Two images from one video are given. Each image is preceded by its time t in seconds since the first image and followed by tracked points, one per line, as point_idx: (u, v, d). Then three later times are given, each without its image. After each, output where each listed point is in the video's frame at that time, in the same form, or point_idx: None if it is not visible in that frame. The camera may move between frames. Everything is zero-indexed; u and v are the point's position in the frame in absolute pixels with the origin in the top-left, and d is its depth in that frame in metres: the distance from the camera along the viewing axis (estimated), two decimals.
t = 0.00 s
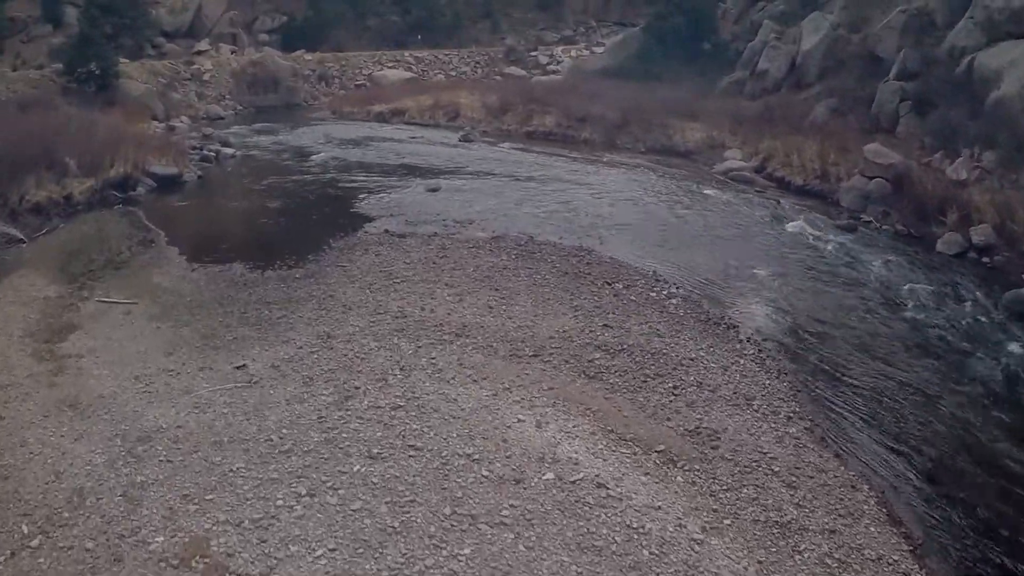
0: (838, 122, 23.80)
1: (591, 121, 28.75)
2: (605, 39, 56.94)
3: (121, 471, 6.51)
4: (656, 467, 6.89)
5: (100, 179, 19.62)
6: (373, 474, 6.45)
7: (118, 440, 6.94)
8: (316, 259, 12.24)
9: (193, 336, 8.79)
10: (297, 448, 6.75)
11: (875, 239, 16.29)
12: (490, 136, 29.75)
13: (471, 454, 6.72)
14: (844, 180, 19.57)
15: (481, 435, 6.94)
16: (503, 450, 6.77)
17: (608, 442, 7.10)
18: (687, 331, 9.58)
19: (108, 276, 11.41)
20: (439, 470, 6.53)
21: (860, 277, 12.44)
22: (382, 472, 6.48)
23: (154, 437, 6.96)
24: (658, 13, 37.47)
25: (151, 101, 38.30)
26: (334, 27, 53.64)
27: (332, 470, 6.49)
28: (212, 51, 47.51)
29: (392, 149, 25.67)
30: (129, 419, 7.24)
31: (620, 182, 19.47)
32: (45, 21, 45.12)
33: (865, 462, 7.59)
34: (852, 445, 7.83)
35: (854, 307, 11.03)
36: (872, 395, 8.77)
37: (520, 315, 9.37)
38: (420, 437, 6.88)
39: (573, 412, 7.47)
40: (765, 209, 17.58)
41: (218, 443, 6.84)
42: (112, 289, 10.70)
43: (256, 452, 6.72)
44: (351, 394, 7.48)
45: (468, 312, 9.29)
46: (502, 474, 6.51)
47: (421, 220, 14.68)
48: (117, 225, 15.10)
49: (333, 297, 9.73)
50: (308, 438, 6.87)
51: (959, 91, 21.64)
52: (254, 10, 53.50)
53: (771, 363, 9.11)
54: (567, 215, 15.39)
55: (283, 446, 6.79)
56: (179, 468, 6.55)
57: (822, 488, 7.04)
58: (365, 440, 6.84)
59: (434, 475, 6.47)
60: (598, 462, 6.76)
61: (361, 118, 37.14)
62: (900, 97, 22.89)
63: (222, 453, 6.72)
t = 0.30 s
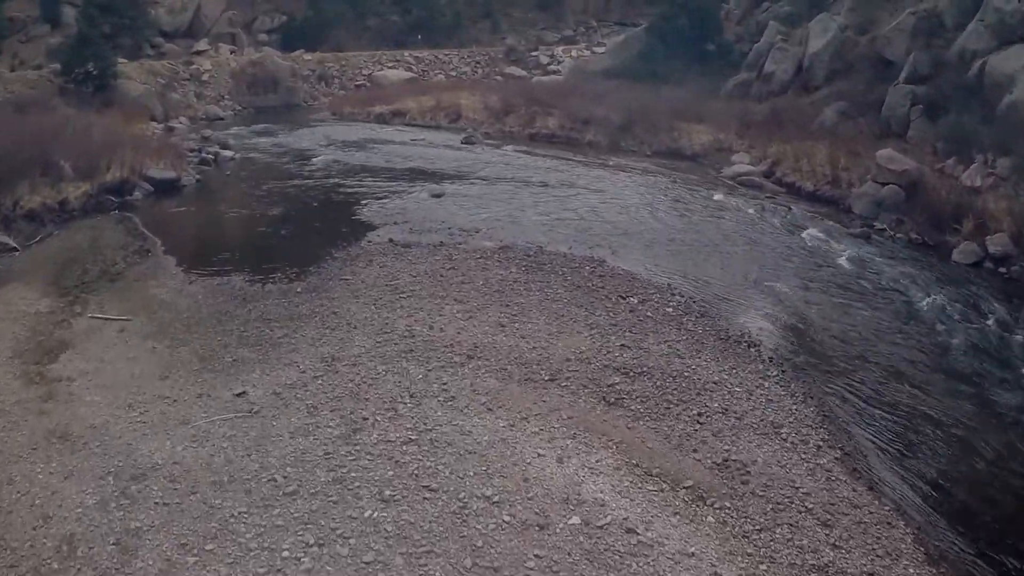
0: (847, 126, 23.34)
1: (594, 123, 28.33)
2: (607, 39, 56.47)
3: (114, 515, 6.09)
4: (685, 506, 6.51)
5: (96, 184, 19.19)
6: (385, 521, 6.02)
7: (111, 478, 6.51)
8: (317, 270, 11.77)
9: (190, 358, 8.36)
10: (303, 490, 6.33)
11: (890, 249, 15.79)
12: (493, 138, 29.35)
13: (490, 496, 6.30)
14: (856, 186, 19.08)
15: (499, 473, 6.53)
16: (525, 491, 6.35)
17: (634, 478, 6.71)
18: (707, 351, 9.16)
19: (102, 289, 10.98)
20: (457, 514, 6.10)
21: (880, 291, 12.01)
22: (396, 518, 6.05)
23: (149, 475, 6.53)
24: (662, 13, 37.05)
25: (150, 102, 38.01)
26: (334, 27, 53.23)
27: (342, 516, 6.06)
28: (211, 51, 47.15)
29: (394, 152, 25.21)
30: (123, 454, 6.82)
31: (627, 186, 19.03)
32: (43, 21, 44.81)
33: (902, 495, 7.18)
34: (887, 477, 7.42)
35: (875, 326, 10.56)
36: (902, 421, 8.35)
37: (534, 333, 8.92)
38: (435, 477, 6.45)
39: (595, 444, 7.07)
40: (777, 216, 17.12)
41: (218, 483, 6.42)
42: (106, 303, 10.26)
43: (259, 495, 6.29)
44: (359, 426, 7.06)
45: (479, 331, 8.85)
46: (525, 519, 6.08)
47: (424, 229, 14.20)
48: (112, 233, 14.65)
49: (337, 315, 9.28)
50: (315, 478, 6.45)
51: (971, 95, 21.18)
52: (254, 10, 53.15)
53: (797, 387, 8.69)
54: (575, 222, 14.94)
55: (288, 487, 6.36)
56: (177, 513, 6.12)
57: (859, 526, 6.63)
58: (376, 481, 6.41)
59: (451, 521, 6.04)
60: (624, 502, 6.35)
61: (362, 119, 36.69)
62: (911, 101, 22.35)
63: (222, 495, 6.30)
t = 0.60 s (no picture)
0: (856, 129, 22.91)
1: (599, 125, 27.92)
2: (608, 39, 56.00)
3: (107, 566, 5.70)
4: (715, 548, 6.14)
5: (93, 189, 18.81)
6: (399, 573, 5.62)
7: (103, 522, 6.13)
8: (319, 283, 11.38)
9: (187, 383, 7.97)
10: (310, 537, 5.93)
11: (905, 258, 15.36)
12: (496, 141, 28.99)
13: (510, 543, 5.90)
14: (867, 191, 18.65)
15: (519, 517, 6.14)
16: (547, 538, 5.95)
17: (660, 518, 6.34)
18: (728, 373, 8.78)
19: (95, 303, 10.58)
20: (475, 565, 5.70)
21: (899, 304, 11.59)
22: (410, 569, 5.65)
23: (144, 519, 6.14)
24: (665, 14, 36.65)
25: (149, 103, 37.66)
26: (334, 27, 52.82)
27: (352, 568, 5.66)
28: (211, 51, 46.79)
29: (395, 155, 24.80)
30: (116, 494, 6.43)
31: (635, 190, 18.62)
32: (42, 21, 44.49)
33: (941, 532, 6.79)
34: (923, 511, 7.03)
35: (898, 345, 10.13)
36: (934, 448, 7.95)
37: (548, 355, 8.52)
38: (450, 521, 6.06)
39: (618, 481, 6.69)
40: (788, 223, 16.69)
41: (219, 529, 6.03)
42: (100, 320, 9.87)
43: (263, 543, 5.90)
44: (368, 463, 6.67)
45: (491, 353, 8.45)
46: (550, 569, 5.68)
47: (429, 238, 13.79)
48: (108, 242, 14.25)
49: (342, 335, 8.87)
50: (322, 523, 6.05)
51: (982, 99, 20.75)
52: (254, 10, 52.81)
53: (823, 413, 8.31)
54: (583, 231, 14.55)
55: (294, 534, 5.96)
56: (174, 564, 5.72)
57: (898, 568, 6.24)
58: (387, 526, 6.02)
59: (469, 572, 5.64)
60: (652, 548, 5.97)
61: (363, 121, 36.28)
62: (921, 105, 21.80)
63: (223, 543, 5.90)
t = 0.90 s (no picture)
0: (865, 134, 22.52)
1: (603, 128, 27.59)
2: (609, 40, 55.66)
3: None
4: None
5: (89, 196, 18.47)
6: None
7: (97, 570, 5.81)
8: (321, 298, 11.02)
9: (184, 411, 7.65)
10: None
11: (918, 268, 15.00)
12: (499, 144, 28.65)
13: None
14: (879, 199, 18.29)
15: (536, 565, 5.85)
16: None
17: (685, 563, 6.04)
18: (747, 398, 8.46)
19: (90, 321, 10.26)
20: None
21: (918, 322, 11.22)
22: None
23: (141, 566, 5.84)
24: (669, 16, 36.29)
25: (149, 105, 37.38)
26: (334, 27, 52.48)
27: None
28: (211, 51, 46.46)
29: (397, 159, 24.45)
30: (110, 538, 6.12)
31: (641, 196, 18.28)
32: (41, 21, 44.21)
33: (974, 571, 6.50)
34: (955, 547, 6.74)
35: (919, 367, 9.77)
36: (961, 479, 7.66)
37: (560, 379, 8.20)
38: (465, 570, 5.77)
39: (639, 521, 6.39)
40: (799, 232, 16.33)
41: None
42: (94, 339, 9.53)
43: None
44: (376, 503, 6.37)
45: (501, 377, 8.12)
46: None
47: (432, 249, 13.40)
48: (104, 253, 13.91)
49: (345, 357, 8.54)
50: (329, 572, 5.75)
51: (993, 104, 20.40)
52: (254, 10, 52.62)
53: (846, 441, 8.01)
54: (591, 241, 14.20)
55: None
56: None
57: None
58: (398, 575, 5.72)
59: None
60: None
61: (364, 123, 35.96)
62: (931, 110, 21.18)
63: None
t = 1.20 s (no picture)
0: (874, 140, 22.16)
1: (607, 133, 27.26)
2: (611, 40, 55.36)
3: None
4: None
5: (85, 203, 18.13)
6: None
7: None
8: (321, 316, 10.63)
9: (182, 447, 7.35)
10: None
11: (933, 280, 14.65)
12: (501, 149, 28.30)
13: None
14: (890, 208, 17.95)
15: None
16: None
17: None
18: (767, 430, 8.19)
19: (84, 342, 9.95)
20: None
21: (937, 346, 10.88)
22: None
23: None
24: (672, 18, 35.95)
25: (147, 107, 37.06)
26: (335, 27, 52.14)
27: None
28: (210, 52, 46.13)
29: (398, 164, 24.08)
30: None
31: (648, 204, 17.94)
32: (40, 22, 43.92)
33: None
34: None
35: (942, 395, 9.46)
36: (989, 516, 7.38)
37: (574, 410, 7.91)
38: None
39: (661, 569, 6.13)
40: (810, 243, 16.00)
41: None
42: (88, 364, 9.23)
43: None
44: (387, 552, 6.10)
45: (513, 408, 7.84)
46: None
47: (436, 263, 13.03)
48: (100, 266, 13.57)
49: (350, 385, 8.23)
50: None
51: (1004, 111, 20.05)
52: (254, 10, 52.31)
53: (870, 476, 7.74)
54: (599, 253, 13.86)
55: None
56: None
57: None
58: None
59: None
60: None
61: (365, 125, 35.63)
62: (941, 117, 20.76)
63: None
